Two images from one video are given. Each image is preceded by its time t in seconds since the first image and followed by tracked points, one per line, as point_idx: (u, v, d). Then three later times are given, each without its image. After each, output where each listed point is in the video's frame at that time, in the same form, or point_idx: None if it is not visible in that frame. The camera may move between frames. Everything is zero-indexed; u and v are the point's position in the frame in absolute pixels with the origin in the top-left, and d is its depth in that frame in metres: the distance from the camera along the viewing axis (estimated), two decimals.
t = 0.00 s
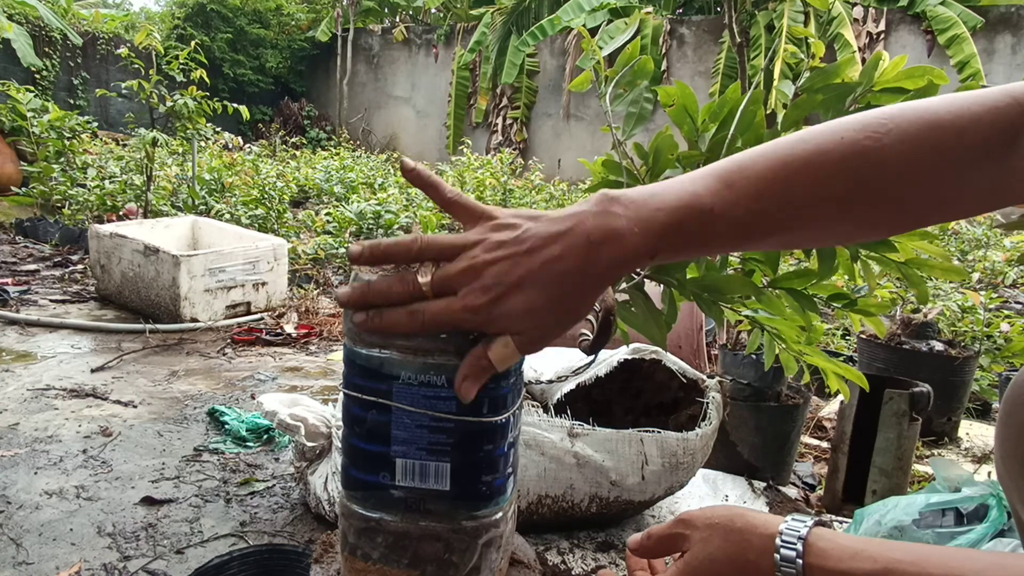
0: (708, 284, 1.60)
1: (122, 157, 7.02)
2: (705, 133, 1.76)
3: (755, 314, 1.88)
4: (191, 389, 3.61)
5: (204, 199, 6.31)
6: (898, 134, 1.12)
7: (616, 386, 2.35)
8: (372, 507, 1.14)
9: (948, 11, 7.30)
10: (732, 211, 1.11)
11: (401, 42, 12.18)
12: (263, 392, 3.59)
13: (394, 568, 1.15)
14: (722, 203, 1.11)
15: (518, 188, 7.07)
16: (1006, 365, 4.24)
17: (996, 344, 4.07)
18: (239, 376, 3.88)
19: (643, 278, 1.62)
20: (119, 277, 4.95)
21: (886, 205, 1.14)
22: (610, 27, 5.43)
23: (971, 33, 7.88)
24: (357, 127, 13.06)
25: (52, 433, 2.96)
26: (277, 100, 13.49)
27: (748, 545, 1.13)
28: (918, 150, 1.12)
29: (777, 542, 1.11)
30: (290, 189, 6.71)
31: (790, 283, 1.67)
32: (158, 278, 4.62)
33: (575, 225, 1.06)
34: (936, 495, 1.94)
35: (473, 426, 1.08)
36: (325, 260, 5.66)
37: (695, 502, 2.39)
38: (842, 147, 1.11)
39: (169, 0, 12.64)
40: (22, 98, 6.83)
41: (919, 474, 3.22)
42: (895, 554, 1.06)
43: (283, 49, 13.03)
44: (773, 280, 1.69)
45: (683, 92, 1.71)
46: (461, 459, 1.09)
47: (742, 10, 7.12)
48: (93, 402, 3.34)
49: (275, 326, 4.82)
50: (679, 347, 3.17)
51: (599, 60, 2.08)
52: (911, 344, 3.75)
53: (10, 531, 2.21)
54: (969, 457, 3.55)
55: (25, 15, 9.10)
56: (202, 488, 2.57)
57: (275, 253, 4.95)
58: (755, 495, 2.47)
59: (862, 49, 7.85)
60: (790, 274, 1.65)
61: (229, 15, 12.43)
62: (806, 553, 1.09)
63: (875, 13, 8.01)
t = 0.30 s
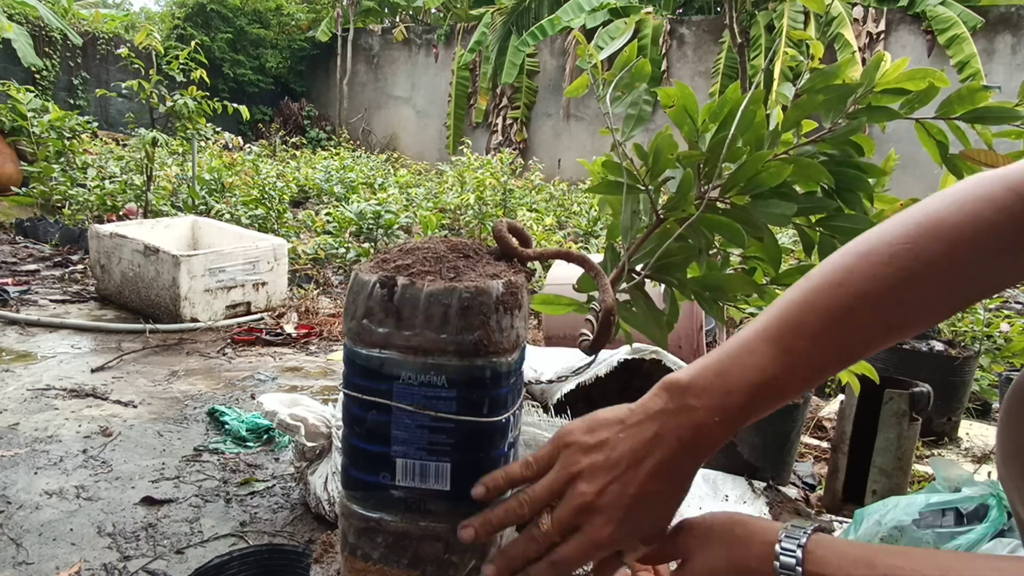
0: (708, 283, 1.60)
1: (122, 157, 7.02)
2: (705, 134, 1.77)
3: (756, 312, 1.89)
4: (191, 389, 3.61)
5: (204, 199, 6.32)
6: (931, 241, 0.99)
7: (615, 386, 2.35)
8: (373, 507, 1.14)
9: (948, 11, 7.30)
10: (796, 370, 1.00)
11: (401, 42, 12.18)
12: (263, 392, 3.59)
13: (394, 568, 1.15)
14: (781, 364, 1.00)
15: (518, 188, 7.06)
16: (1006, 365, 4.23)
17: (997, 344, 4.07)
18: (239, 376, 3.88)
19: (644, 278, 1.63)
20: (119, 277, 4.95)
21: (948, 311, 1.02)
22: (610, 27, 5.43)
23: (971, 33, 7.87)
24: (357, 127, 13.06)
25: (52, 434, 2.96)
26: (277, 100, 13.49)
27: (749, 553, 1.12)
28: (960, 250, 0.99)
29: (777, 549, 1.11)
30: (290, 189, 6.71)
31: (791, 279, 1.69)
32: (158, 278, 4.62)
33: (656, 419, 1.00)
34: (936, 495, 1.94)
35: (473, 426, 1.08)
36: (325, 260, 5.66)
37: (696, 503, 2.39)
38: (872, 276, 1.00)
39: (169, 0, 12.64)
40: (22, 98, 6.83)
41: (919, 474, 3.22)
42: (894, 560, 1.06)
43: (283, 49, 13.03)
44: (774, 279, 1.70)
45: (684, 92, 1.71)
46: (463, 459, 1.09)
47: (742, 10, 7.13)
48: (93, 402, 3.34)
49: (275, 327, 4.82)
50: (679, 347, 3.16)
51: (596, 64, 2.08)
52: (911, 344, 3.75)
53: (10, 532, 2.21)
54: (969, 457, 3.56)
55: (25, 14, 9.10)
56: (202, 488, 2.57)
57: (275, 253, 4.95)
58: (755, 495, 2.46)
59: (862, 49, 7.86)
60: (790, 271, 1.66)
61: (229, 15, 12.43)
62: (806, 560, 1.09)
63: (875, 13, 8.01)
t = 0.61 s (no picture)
0: (707, 283, 1.60)
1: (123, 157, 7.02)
2: (705, 134, 1.77)
3: (756, 312, 1.89)
4: (191, 389, 3.62)
5: (204, 199, 6.32)
6: (948, 324, 1.17)
7: (616, 386, 2.36)
8: (373, 507, 1.14)
9: (948, 11, 7.30)
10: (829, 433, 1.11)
11: (401, 42, 12.19)
12: (263, 392, 3.58)
13: (394, 568, 1.15)
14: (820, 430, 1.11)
15: (518, 188, 7.06)
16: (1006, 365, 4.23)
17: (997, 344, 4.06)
18: (239, 376, 3.88)
19: (643, 278, 1.63)
20: (119, 277, 4.95)
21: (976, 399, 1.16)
22: (610, 27, 5.44)
23: (971, 33, 7.87)
24: (357, 127, 13.06)
25: (52, 433, 2.96)
26: (277, 100, 13.49)
27: None
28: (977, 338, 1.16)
29: None
30: (291, 189, 6.70)
31: (790, 279, 1.70)
32: (158, 278, 4.62)
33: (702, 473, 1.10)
34: (936, 495, 1.95)
35: (472, 426, 1.08)
36: (325, 260, 5.66)
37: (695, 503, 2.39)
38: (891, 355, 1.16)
39: (169, 0, 12.64)
40: (22, 98, 6.83)
41: (919, 474, 3.22)
42: None
43: (283, 49, 13.02)
44: (773, 279, 1.70)
45: (683, 92, 1.71)
46: (462, 460, 1.09)
47: (742, 10, 7.13)
48: (93, 402, 3.34)
49: (275, 326, 4.82)
50: (678, 346, 3.16)
51: (597, 63, 2.08)
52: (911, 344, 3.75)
53: (10, 531, 2.22)
54: (969, 458, 3.56)
55: (25, 15, 9.10)
56: (202, 489, 2.57)
57: (275, 253, 4.95)
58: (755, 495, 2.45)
59: (862, 49, 7.87)
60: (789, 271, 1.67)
61: (229, 16, 12.44)
62: None
63: (875, 13, 8.01)
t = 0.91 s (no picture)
0: (707, 283, 1.60)
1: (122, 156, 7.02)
2: (706, 133, 1.77)
3: (757, 312, 1.88)
4: (191, 389, 3.61)
5: (204, 199, 6.32)
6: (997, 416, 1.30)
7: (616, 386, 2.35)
8: (373, 507, 1.14)
9: (948, 11, 7.30)
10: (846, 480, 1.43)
11: (401, 42, 12.19)
12: (263, 392, 3.58)
13: (395, 568, 1.15)
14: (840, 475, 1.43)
15: (518, 188, 7.06)
16: (1007, 365, 4.22)
17: (996, 344, 4.06)
18: (239, 376, 3.88)
19: (644, 278, 1.63)
20: (119, 277, 4.95)
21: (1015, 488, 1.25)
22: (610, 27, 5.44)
23: (971, 33, 7.87)
24: (357, 127, 13.06)
25: (52, 433, 2.96)
26: (277, 100, 13.49)
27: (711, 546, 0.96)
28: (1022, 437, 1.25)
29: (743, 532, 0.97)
30: (290, 189, 6.68)
31: (791, 279, 1.70)
32: (158, 278, 4.62)
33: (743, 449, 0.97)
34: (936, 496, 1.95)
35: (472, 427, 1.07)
36: (325, 260, 5.66)
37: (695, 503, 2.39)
38: (939, 446, 1.30)
39: (169, 0, 12.64)
40: (22, 98, 6.84)
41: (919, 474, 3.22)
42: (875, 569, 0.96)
43: (283, 49, 13.03)
44: (774, 278, 1.71)
45: (684, 91, 1.71)
46: (461, 460, 1.08)
47: (742, 10, 7.13)
48: (93, 402, 3.34)
49: (275, 326, 4.82)
50: (679, 346, 3.17)
51: (597, 63, 2.08)
52: (911, 344, 3.75)
53: (10, 531, 2.21)
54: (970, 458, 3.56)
55: (25, 15, 9.10)
56: (202, 489, 2.57)
57: (275, 253, 4.95)
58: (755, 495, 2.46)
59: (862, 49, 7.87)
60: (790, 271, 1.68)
61: (229, 16, 12.44)
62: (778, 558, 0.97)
63: (875, 13, 8.02)
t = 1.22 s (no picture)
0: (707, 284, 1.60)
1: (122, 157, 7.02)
2: (705, 133, 1.77)
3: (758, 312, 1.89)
4: (191, 389, 3.61)
5: (204, 199, 6.32)
6: None
7: (616, 386, 2.36)
8: (373, 507, 1.13)
9: (948, 11, 7.30)
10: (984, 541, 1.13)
11: (401, 42, 12.19)
12: (263, 392, 3.58)
13: (394, 568, 1.15)
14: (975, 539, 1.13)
15: (518, 188, 7.06)
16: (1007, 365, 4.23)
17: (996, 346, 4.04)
18: (239, 376, 3.88)
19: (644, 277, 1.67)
20: (119, 277, 4.95)
21: None
22: (610, 28, 5.44)
23: (971, 33, 7.87)
24: (357, 127, 13.06)
25: (52, 433, 2.96)
26: (277, 100, 13.49)
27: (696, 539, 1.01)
28: None
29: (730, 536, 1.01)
30: (290, 189, 6.68)
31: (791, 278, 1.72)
32: (158, 278, 4.62)
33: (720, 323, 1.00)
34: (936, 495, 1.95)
35: (473, 426, 1.08)
36: (325, 260, 5.66)
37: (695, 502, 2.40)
38: None
39: (169, 0, 12.64)
40: (22, 98, 6.84)
41: (919, 474, 3.22)
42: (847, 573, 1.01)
43: (283, 49, 13.03)
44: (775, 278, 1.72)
45: (683, 92, 1.72)
46: (462, 460, 1.08)
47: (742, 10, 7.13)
48: (93, 402, 3.34)
49: (275, 326, 4.82)
50: (678, 346, 3.17)
51: (596, 64, 2.08)
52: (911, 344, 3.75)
53: (10, 531, 2.22)
54: (969, 457, 3.56)
55: (25, 15, 9.10)
56: (202, 489, 2.57)
57: (275, 253, 4.95)
58: (755, 495, 2.46)
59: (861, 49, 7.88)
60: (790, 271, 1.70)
61: (229, 16, 12.44)
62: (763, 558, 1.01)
63: (875, 13, 8.02)
